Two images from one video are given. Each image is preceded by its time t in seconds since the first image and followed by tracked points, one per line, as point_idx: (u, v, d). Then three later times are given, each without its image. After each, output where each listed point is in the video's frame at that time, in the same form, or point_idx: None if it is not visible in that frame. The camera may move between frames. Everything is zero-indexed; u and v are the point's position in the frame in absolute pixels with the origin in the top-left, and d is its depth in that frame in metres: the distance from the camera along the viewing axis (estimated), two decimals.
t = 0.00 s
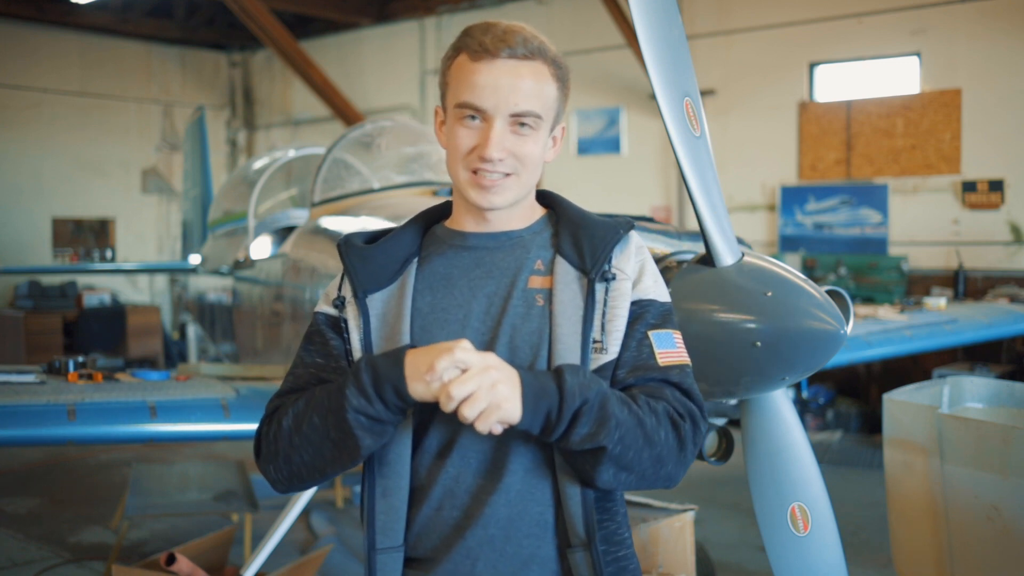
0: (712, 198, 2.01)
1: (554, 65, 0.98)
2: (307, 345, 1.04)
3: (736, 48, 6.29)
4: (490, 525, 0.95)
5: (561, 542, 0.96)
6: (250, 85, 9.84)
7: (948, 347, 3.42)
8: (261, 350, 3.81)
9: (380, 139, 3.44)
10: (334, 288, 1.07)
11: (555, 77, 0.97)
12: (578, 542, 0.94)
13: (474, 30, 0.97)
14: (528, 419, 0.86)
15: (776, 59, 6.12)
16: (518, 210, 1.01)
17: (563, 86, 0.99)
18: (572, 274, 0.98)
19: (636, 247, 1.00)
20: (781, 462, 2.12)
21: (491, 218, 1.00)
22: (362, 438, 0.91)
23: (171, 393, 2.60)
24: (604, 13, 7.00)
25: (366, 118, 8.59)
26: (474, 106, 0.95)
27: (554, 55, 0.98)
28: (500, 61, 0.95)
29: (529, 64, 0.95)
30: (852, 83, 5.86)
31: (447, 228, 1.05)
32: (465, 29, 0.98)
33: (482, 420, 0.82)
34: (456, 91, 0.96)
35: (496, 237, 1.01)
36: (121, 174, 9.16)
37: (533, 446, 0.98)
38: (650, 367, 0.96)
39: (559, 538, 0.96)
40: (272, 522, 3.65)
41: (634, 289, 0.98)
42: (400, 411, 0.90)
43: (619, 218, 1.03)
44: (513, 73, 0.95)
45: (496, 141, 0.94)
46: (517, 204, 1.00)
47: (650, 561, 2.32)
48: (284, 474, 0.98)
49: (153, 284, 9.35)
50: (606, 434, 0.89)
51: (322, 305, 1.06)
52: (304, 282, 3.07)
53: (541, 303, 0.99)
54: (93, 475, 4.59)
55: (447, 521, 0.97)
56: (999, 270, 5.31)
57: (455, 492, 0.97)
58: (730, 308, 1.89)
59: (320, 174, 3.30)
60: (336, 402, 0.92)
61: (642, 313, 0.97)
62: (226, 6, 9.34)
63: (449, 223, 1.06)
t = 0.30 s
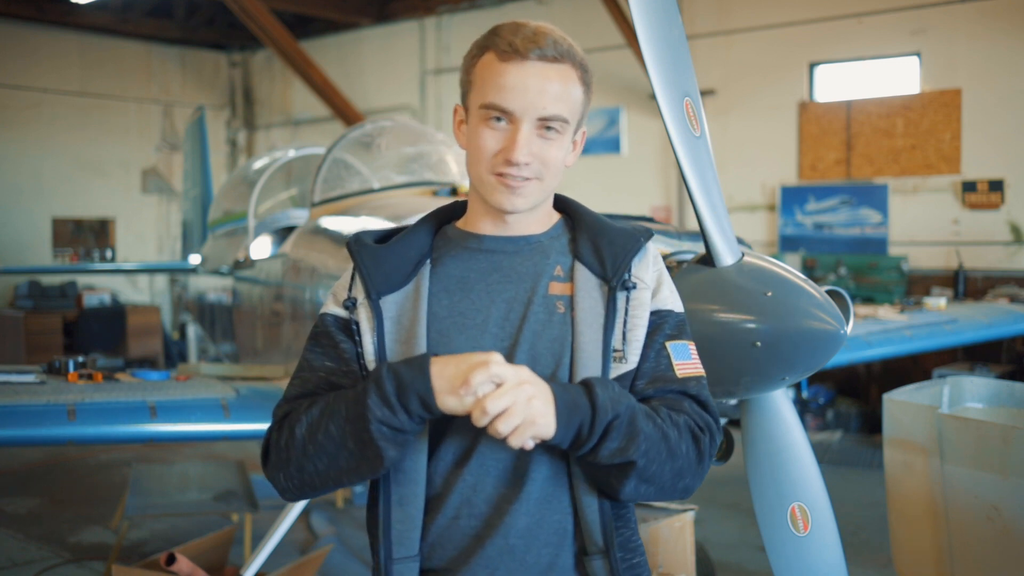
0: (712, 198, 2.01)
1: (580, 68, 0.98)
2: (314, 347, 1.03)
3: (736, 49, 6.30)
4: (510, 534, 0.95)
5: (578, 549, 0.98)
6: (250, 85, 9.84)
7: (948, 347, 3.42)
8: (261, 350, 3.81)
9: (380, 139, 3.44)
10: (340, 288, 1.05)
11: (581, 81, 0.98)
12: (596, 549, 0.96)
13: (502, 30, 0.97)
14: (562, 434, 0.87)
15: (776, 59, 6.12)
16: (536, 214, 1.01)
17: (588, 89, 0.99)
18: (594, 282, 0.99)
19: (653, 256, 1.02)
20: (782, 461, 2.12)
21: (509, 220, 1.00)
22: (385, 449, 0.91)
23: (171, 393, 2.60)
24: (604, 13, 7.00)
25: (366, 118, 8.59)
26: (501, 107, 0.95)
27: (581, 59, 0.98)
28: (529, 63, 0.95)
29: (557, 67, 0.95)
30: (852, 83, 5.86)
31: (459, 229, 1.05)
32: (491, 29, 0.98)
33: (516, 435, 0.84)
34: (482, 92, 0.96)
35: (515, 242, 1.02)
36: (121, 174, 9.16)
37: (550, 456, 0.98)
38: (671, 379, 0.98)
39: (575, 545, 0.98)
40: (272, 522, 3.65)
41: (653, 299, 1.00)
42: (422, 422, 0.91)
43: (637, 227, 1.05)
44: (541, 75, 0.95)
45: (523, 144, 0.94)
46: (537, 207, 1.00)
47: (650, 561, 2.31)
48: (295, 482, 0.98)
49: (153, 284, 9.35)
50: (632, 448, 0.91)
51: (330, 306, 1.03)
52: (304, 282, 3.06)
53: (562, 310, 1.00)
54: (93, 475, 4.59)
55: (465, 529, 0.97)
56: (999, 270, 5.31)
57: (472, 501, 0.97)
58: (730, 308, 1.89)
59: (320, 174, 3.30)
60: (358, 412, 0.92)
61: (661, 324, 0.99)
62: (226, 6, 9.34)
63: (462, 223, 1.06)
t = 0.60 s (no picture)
0: (712, 198, 2.01)
1: (580, 74, 0.98)
2: (312, 346, 1.02)
3: (736, 49, 6.29)
4: (508, 529, 0.95)
5: (571, 542, 0.98)
6: (250, 85, 9.84)
7: (948, 347, 3.42)
8: (261, 350, 3.82)
9: (380, 139, 3.44)
10: (335, 288, 1.04)
11: (581, 86, 0.98)
12: (589, 542, 0.96)
13: (506, 33, 0.97)
14: (563, 431, 0.89)
15: (776, 59, 6.12)
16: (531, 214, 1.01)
17: (587, 94, 1.00)
18: (588, 283, 0.99)
19: (645, 257, 1.03)
20: (782, 461, 2.12)
21: (506, 221, 1.00)
22: (387, 444, 0.91)
23: (171, 393, 2.60)
24: (604, 13, 7.00)
25: (366, 118, 8.59)
26: (504, 110, 0.95)
27: (581, 65, 0.98)
28: (534, 66, 0.95)
29: (560, 71, 0.96)
30: (852, 83, 5.86)
31: (454, 230, 1.04)
32: (495, 32, 0.98)
33: (518, 433, 0.85)
34: (485, 93, 0.96)
35: (510, 243, 1.01)
36: (121, 173, 9.16)
37: (548, 452, 0.98)
38: (662, 378, 0.99)
39: (569, 538, 0.98)
40: (272, 522, 3.65)
41: (645, 300, 1.01)
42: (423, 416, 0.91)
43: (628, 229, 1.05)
44: (545, 79, 0.95)
45: (525, 147, 0.94)
46: (534, 209, 1.00)
47: (650, 562, 2.31)
48: (295, 480, 0.97)
49: (153, 284, 9.35)
50: (630, 444, 0.92)
51: (327, 305, 1.02)
52: (304, 282, 3.06)
53: (558, 310, 1.00)
54: (93, 475, 4.59)
55: (463, 525, 0.97)
56: (999, 270, 5.31)
57: (470, 498, 0.97)
58: (730, 308, 1.89)
59: (320, 174, 3.30)
60: (358, 408, 0.92)
61: (652, 325, 1.00)
62: (226, 6, 9.34)
63: (457, 223, 1.05)
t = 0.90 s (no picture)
0: (712, 198, 2.01)
1: (562, 94, 0.99)
2: (297, 352, 1.03)
3: (736, 48, 6.29)
4: (492, 524, 0.98)
5: (550, 532, 1.00)
6: (250, 85, 9.84)
7: (948, 347, 3.42)
8: (261, 350, 3.82)
9: (380, 139, 3.44)
10: (318, 294, 1.05)
11: (562, 107, 0.99)
12: (569, 532, 0.99)
13: (492, 56, 0.96)
14: (545, 433, 0.90)
15: (776, 59, 6.12)
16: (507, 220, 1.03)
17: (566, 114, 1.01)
18: (561, 287, 1.01)
19: (615, 258, 1.04)
20: (781, 461, 2.12)
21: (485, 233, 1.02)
22: (373, 449, 0.92)
23: (171, 393, 2.60)
24: (604, 13, 7.00)
25: (366, 118, 8.58)
26: (492, 136, 0.95)
27: (563, 87, 0.99)
28: (521, 93, 0.95)
29: (546, 97, 0.96)
30: (852, 83, 5.86)
31: (432, 236, 1.06)
32: (480, 53, 0.97)
33: (504, 436, 0.87)
34: (472, 118, 0.96)
35: (487, 250, 1.03)
36: (121, 173, 9.16)
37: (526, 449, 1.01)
38: (632, 374, 1.02)
39: (548, 529, 1.00)
40: (272, 522, 3.65)
41: (616, 300, 1.03)
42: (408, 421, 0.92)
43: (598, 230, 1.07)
44: (531, 106, 0.95)
45: (512, 174, 0.95)
46: (514, 224, 1.01)
47: (650, 562, 2.31)
48: (286, 485, 0.99)
49: (153, 284, 9.35)
50: (609, 441, 0.95)
51: (311, 313, 1.04)
52: (304, 282, 3.07)
53: (533, 313, 1.02)
54: (93, 475, 4.59)
55: (448, 521, 0.99)
56: (999, 270, 5.31)
57: (454, 494, 1.00)
58: (730, 308, 1.90)
59: (320, 174, 3.30)
60: (345, 416, 0.93)
61: (623, 323, 1.02)
62: (226, 6, 9.35)
63: (435, 229, 1.06)
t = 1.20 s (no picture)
0: (712, 198, 2.01)
1: (527, 91, 0.99)
2: (282, 354, 1.04)
3: (736, 48, 6.29)
4: (487, 516, 0.98)
5: (546, 522, 1.02)
6: (250, 85, 9.84)
7: (948, 347, 3.42)
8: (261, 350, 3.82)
9: (380, 139, 3.43)
10: (302, 296, 1.06)
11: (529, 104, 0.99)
12: (563, 520, 1.00)
13: (454, 60, 0.96)
14: (528, 423, 0.90)
15: (776, 59, 6.12)
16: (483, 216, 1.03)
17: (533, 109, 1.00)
18: (539, 278, 1.01)
19: (591, 248, 1.04)
20: (781, 461, 2.12)
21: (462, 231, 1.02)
22: (356, 449, 0.92)
23: (171, 393, 2.60)
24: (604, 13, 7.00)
25: (366, 118, 8.58)
26: (460, 137, 0.95)
27: (526, 84, 0.99)
28: (485, 93, 0.95)
29: (511, 95, 0.96)
30: (852, 83, 5.86)
31: (410, 235, 1.06)
32: (443, 58, 0.97)
33: (489, 425, 0.86)
34: (440, 122, 0.96)
35: (463, 247, 1.04)
36: (121, 173, 9.16)
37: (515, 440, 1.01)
38: (614, 363, 1.02)
39: (543, 519, 1.02)
40: (273, 523, 3.65)
41: (594, 289, 1.03)
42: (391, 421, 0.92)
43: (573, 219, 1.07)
44: (497, 105, 0.95)
45: (484, 173, 0.95)
46: (491, 222, 1.01)
47: (650, 562, 2.31)
48: (272, 483, 1.00)
49: (153, 284, 9.35)
50: (591, 431, 0.95)
51: (294, 315, 1.04)
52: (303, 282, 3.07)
53: (514, 306, 1.02)
54: (93, 475, 4.59)
55: (443, 514, 1.00)
56: (999, 270, 5.32)
57: (447, 488, 1.00)
58: (729, 308, 1.90)
59: (320, 174, 3.30)
60: (328, 416, 0.93)
61: (602, 312, 1.03)
62: (226, 6, 9.35)
63: (413, 228, 1.07)
